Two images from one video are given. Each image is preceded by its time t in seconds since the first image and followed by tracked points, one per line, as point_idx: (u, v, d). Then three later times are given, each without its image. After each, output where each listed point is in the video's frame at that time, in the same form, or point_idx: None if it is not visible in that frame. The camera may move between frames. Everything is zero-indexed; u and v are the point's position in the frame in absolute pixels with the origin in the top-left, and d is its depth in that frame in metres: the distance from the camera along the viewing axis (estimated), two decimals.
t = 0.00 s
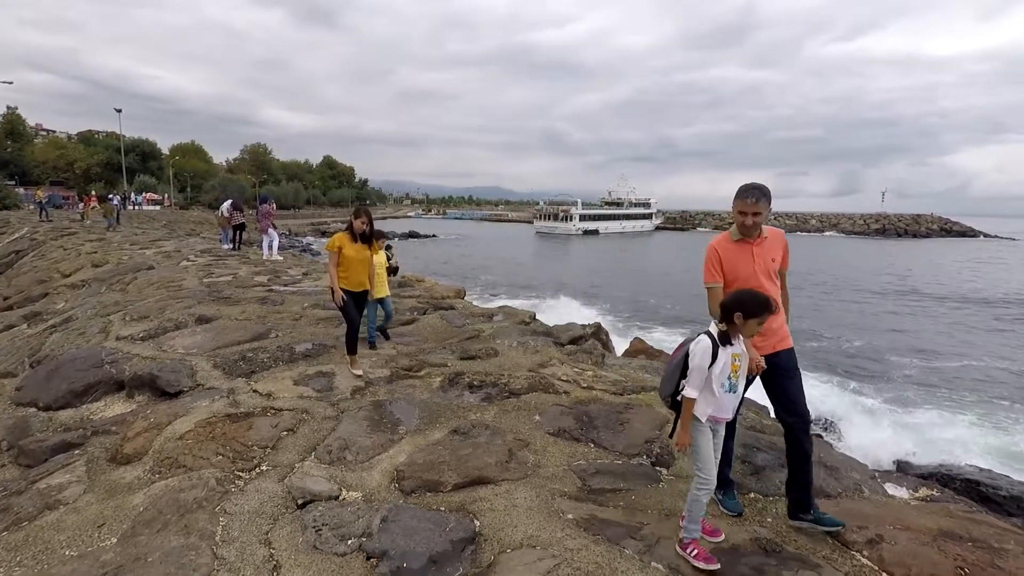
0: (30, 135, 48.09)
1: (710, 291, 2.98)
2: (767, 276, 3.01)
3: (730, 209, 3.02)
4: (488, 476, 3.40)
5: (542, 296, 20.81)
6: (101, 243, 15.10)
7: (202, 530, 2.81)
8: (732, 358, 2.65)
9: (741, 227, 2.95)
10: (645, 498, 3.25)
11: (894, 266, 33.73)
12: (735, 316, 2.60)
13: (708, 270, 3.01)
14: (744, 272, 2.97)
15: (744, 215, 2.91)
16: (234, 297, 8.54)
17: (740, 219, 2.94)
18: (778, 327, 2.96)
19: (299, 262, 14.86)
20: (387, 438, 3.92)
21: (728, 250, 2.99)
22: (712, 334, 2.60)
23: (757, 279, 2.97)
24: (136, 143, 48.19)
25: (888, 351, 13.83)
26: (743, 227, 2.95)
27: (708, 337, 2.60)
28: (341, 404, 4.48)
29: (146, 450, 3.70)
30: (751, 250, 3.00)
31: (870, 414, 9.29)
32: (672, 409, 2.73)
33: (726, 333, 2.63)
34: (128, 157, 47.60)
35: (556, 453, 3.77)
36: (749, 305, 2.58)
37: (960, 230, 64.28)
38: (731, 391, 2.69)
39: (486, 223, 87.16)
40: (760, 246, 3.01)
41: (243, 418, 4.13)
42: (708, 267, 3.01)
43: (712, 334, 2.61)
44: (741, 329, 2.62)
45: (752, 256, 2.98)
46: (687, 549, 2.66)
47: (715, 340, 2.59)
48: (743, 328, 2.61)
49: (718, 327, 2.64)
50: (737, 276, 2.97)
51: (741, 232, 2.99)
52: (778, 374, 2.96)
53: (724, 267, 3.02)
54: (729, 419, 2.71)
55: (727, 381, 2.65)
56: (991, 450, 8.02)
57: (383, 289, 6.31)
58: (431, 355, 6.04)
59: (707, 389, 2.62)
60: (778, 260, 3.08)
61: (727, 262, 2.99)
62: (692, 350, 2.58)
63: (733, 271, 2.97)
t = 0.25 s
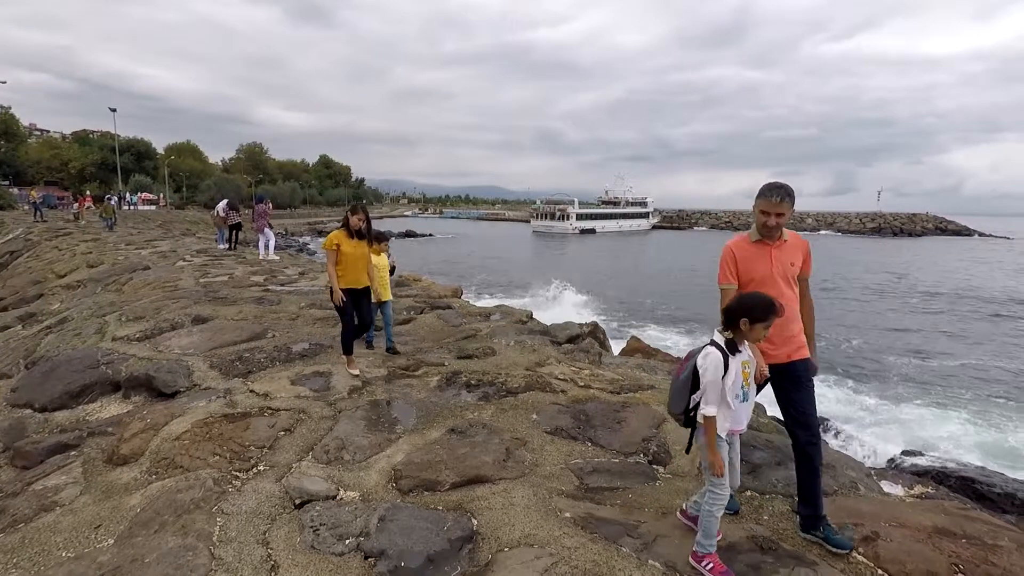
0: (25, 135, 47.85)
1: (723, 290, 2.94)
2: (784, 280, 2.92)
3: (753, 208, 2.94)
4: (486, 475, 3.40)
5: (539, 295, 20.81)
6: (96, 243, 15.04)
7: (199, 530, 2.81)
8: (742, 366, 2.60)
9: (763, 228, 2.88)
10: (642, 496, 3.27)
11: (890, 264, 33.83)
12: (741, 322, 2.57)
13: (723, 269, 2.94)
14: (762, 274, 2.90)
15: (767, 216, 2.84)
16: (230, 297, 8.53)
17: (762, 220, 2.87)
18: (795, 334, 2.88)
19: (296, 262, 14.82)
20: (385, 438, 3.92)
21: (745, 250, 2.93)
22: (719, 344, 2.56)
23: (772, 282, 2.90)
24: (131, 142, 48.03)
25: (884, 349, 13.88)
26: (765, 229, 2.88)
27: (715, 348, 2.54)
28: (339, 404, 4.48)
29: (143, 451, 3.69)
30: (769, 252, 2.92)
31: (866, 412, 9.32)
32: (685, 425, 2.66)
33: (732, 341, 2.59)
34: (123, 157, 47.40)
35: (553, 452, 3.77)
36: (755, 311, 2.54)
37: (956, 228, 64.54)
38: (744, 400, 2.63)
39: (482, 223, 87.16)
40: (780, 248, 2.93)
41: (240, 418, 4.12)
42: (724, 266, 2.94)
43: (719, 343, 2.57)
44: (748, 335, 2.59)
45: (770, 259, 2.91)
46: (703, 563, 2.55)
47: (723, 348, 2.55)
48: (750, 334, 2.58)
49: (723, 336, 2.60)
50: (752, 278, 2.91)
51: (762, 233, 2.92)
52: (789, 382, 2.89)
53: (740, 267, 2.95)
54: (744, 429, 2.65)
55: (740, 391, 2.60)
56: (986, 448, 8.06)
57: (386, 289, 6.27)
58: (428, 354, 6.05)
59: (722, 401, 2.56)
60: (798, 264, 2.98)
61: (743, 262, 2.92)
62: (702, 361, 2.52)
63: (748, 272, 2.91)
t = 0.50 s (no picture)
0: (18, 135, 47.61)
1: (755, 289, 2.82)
2: (819, 283, 2.84)
3: (797, 205, 2.81)
4: (483, 473, 3.40)
5: (536, 293, 20.82)
6: (92, 243, 15.00)
7: (196, 530, 2.80)
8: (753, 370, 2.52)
9: (807, 228, 2.77)
10: (640, 493, 3.27)
11: (885, 261, 33.95)
12: (757, 324, 2.47)
13: (758, 267, 2.81)
14: (799, 277, 2.80)
15: (813, 216, 2.73)
16: (226, 297, 8.51)
17: (806, 220, 2.76)
18: (824, 338, 2.83)
19: (292, 261, 14.81)
20: (382, 437, 3.92)
21: (783, 248, 2.81)
22: (732, 347, 2.46)
23: (809, 284, 2.81)
24: (126, 142, 47.85)
25: (879, 345, 13.94)
26: (808, 229, 2.77)
27: (729, 352, 2.45)
28: (336, 403, 4.48)
29: (139, 451, 3.68)
30: (807, 252, 2.82)
31: (862, 408, 9.36)
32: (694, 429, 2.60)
33: (746, 343, 2.49)
34: (118, 157, 47.20)
35: (550, 450, 3.78)
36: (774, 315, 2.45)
37: (951, 225, 64.77)
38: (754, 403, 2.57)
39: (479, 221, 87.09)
40: (818, 250, 2.83)
41: (237, 418, 4.12)
42: (758, 264, 2.81)
43: (733, 346, 2.47)
44: (763, 338, 2.49)
45: (807, 260, 2.81)
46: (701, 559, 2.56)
47: (739, 354, 2.45)
48: (766, 336, 2.48)
49: (737, 339, 2.51)
50: (787, 278, 2.80)
51: (802, 233, 2.81)
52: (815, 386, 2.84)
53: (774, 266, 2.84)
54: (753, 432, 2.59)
55: (751, 395, 2.53)
56: (981, 443, 8.11)
57: (390, 286, 6.16)
58: (425, 353, 6.04)
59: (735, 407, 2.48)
60: (830, 267, 2.92)
61: (780, 262, 2.81)
62: (716, 367, 2.43)
63: (785, 272, 2.80)
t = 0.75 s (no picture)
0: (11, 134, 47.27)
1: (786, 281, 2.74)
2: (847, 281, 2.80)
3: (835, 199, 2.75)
4: (480, 471, 3.40)
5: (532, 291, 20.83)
6: (85, 242, 14.92)
7: (192, 530, 2.80)
8: (772, 374, 2.47)
9: (844, 221, 2.69)
10: (636, 490, 3.28)
11: (881, 258, 34.06)
12: (776, 326, 2.43)
13: (792, 258, 2.74)
14: (829, 272, 2.75)
15: (854, 210, 2.66)
16: (222, 296, 8.48)
17: (844, 212, 2.68)
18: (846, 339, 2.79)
19: (288, 259, 14.75)
20: (379, 435, 3.91)
21: (816, 241, 2.75)
22: (750, 347, 2.44)
23: (838, 281, 2.76)
24: (120, 140, 47.59)
25: (874, 342, 14.00)
26: (845, 223, 2.70)
27: (746, 352, 2.43)
28: (332, 402, 4.47)
29: (134, 451, 3.67)
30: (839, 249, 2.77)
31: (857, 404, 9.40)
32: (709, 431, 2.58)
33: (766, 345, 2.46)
34: (111, 155, 46.91)
35: (547, 447, 3.78)
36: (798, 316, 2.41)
37: (945, 222, 65.03)
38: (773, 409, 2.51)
39: (475, 219, 86.96)
40: (849, 248, 2.79)
41: (233, 417, 4.10)
42: (790, 257, 2.74)
43: (752, 347, 2.44)
44: (784, 340, 2.44)
45: (840, 256, 2.76)
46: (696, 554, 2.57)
47: (756, 354, 2.42)
48: (786, 339, 2.43)
49: (757, 340, 2.47)
50: (819, 273, 2.74)
51: (837, 226, 2.73)
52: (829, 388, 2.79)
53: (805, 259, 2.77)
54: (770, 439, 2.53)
55: (770, 399, 2.48)
56: (975, 438, 8.16)
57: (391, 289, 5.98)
58: (422, 351, 6.04)
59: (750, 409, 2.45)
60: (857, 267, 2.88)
61: (812, 256, 2.74)
62: (733, 366, 2.41)
63: (816, 266, 2.74)
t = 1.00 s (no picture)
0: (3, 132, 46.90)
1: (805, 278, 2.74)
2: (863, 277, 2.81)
3: (851, 192, 2.74)
4: (477, 468, 3.40)
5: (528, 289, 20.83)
6: (78, 241, 14.83)
7: (188, 529, 2.79)
8: (791, 371, 2.46)
9: (862, 214, 2.69)
10: (632, 486, 3.29)
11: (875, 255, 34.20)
12: (791, 323, 2.43)
13: (811, 256, 2.73)
14: (846, 268, 2.75)
15: (871, 202, 2.66)
16: (217, 294, 8.45)
17: (861, 205, 2.68)
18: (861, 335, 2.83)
19: (282, 258, 14.70)
20: (375, 433, 3.91)
21: (835, 238, 2.74)
22: (770, 343, 2.43)
23: (855, 277, 2.77)
24: (113, 138, 47.31)
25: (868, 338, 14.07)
26: (861, 215, 2.70)
27: (766, 348, 2.42)
28: (328, 400, 4.46)
29: (129, 451, 3.65)
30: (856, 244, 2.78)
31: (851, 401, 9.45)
32: (725, 430, 2.56)
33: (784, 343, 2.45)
34: (104, 153, 46.60)
35: (543, 444, 3.79)
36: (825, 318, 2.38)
37: (938, 219, 65.34)
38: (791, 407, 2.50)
39: (470, 217, 86.84)
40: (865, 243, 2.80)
41: (228, 416, 4.08)
42: (809, 253, 2.74)
43: (770, 343, 2.43)
44: (798, 340, 2.44)
45: (858, 252, 2.76)
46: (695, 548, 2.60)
47: (774, 350, 2.41)
48: (798, 339, 2.43)
49: (775, 335, 2.47)
50: (837, 269, 2.75)
51: (854, 219, 2.73)
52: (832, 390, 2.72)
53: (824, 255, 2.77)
54: (787, 439, 2.51)
55: (787, 397, 2.47)
56: (968, 434, 8.21)
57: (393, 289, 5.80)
58: (418, 348, 6.03)
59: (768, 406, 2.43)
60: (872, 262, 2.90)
61: (830, 251, 2.74)
62: (751, 361, 2.39)
63: (834, 262, 2.75)
